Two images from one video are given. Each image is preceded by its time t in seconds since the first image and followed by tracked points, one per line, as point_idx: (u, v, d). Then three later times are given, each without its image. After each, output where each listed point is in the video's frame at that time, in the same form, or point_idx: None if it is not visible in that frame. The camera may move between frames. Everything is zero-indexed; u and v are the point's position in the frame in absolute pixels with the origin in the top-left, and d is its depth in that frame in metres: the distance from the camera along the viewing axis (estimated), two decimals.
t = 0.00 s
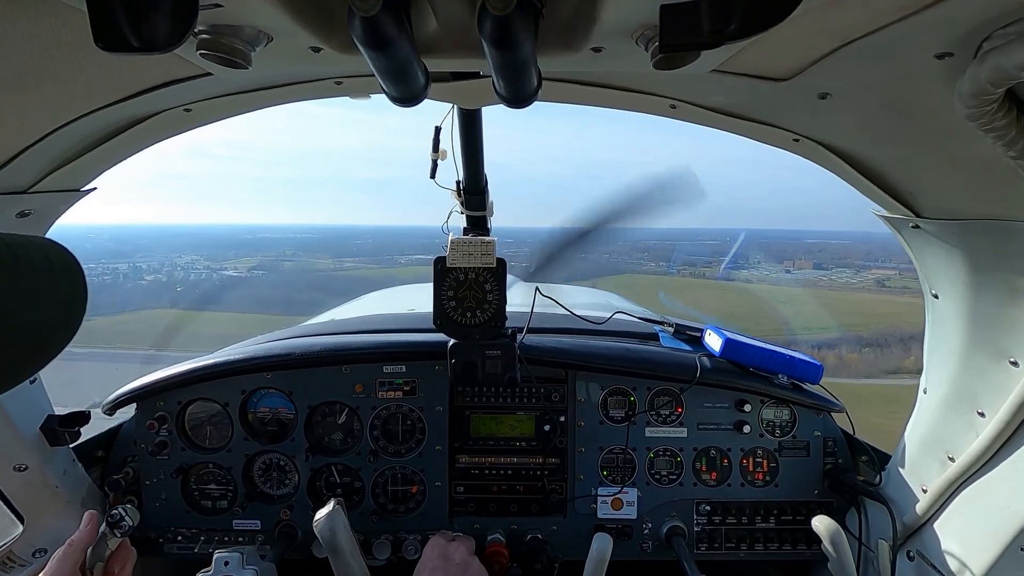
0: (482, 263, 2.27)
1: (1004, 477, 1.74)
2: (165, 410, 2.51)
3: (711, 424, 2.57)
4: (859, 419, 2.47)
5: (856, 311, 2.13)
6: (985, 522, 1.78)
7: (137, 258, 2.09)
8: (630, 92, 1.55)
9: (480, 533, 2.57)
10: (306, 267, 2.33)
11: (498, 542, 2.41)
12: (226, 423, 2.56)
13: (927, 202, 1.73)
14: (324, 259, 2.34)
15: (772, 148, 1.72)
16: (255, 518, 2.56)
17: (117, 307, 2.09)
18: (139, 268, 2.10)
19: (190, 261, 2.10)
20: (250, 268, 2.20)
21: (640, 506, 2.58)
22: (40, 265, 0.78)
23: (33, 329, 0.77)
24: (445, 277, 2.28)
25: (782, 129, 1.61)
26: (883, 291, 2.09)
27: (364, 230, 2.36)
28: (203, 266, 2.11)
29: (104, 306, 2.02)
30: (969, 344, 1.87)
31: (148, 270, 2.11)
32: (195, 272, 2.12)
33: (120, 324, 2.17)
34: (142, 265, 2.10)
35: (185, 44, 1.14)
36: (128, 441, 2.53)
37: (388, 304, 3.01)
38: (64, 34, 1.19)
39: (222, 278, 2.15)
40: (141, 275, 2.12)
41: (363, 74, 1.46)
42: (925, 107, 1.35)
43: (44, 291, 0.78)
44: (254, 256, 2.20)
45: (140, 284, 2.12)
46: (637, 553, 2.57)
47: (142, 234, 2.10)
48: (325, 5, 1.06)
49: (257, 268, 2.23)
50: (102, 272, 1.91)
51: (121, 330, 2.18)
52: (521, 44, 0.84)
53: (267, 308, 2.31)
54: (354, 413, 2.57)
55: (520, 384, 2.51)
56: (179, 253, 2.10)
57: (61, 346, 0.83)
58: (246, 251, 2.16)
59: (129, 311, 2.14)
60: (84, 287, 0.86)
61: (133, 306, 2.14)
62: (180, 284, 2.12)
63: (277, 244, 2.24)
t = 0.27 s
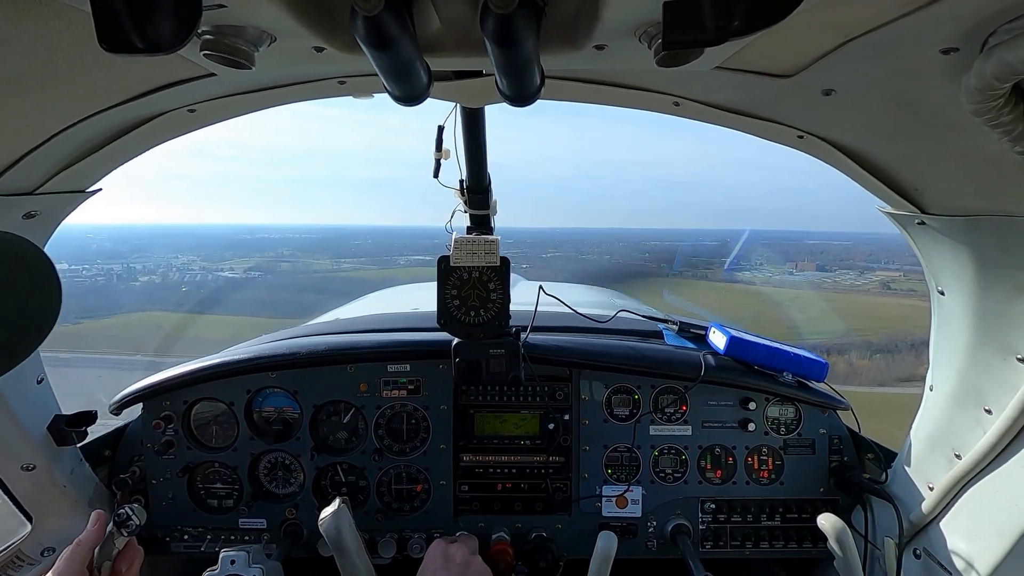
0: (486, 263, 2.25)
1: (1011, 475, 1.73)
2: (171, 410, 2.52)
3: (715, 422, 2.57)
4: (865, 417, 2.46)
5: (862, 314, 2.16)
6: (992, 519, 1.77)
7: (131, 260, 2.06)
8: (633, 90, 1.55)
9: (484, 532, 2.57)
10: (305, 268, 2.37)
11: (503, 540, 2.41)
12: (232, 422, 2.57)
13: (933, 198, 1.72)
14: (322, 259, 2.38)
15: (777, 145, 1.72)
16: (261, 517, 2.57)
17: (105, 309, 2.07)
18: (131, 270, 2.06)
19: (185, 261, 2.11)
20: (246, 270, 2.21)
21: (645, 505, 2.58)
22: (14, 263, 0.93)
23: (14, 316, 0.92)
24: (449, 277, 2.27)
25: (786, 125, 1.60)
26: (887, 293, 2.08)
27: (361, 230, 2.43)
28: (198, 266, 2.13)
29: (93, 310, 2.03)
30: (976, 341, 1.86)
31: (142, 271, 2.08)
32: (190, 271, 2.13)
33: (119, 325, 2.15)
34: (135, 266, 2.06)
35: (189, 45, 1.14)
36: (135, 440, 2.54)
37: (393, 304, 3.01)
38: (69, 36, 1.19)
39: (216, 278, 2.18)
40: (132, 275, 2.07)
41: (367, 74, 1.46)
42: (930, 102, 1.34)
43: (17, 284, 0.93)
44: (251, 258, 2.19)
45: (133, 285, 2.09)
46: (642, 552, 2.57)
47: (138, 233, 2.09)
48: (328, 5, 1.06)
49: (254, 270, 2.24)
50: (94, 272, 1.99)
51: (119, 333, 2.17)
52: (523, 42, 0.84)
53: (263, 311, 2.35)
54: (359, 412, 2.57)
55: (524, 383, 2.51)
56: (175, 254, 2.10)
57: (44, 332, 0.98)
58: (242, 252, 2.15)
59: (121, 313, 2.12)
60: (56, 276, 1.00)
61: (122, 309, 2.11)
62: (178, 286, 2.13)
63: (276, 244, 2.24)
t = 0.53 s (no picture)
0: (490, 261, 2.25)
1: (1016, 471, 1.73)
2: (177, 410, 2.53)
3: (720, 420, 2.56)
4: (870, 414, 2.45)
5: (870, 319, 2.12)
6: (998, 516, 1.76)
7: (126, 261, 2.07)
8: (636, 87, 1.54)
9: (489, 530, 2.58)
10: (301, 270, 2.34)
11: (507, 538, 2.41)
12: (237, 422, 2.58)
13: (938, 194, 1.71)
14: (321, 258, 2.34)
15: (780, 141, 1.71)
16: (266, 516, 2.58)
17: (93, 312, 2.09)
18: (127, 271, 2.08)
19: (181, 262, 2.11)
20: (244, 270, 2.21)
21: (649, 502, 2.58)
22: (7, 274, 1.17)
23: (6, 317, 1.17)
24: (453, 274, 2.28)
25: (790, 122, 1.60)
26: (893, 296, 2.05)
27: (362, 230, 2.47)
28: (195, 267, 2.12)
29: (85, 312, 2.09)
30: (982, 337, 1.85)
31: (137, 272, 2.09)
32: (183, 272, 2.12)
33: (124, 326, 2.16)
34: (130, 268, 2.08)
35: (191, 46, 1.14)
36: (140, 441, 2.55)
37: (397, 303, 3.02)
38: (71, 39, 1.20)
39: (210, 281, 2.17)
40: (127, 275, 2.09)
41: (369, 73, 1.46)
42: (935, 98, 1.34)
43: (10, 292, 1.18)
44: (247, 258, 2.20)
45: (128, 286, 2.11)
46: (647, 549, 2.57)
47: (137, 233, 2.08)
48: (330, 5, 1.06)
49: (251, 270, 2.24)
50: (90, 272, 2.05)
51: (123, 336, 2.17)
52: (525, 40, 0.83)
53: (264, 312, 2.34)
54: (363, 411, 2.58)
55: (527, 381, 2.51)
56: (172, 254, 2.11)
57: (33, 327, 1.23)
58: (239, 252, 2.15)
59: (109, 317, 2.13)
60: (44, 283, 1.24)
61: (112, 312, 2.12)
62: (179, 287, 2.14)
63: (267, 246, 2.23)
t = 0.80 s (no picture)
0: (490, 260, 2.26)
1: (1019, 466, 1.73)
2: (178, 412, 2.53)
3: (721, 417, 2.56)
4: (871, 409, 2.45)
5: (876, 323, 2.14)
6: (1001, 510, 1.76)
7: (123, 261, 2.04)
8: (634, 85, 1.54)
9: (491, 529, 2.58)
10: (299, 271, 2.34)
11: (510, 538, 2.41)
12: (239, 424, 2.58)
13: (937, 189, 1.71)
14: (321, 260, 2.34)
15: (779, 138, 1.71)
16: (269, 518, 2.58)
17: (87, 314, 2.07)
18: (123, 272, 2.04)
19: (181, 262, 2.09)
20: (241, 271, 2.19)
21: (651, 500, 2.58)
22: None
23: None
24: (453, 274, 2.27)
25: (788, 118, 1.59)
26: (901, 298, 2.07)
27: (364, 230, 2.43)
28: (192, 268, 2.10)
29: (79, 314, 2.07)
30: (983, 331, 1.85)
31: (132, 273, 2.06)
32: (183, 274, 2.10)
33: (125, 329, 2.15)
34: (125, 268, 2.04)
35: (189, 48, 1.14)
36: (142, 444, 2.55)
37: (397, 303, 3.02)
38: (69, 42, 1.20)
39: (207, 282, 2.16)
40: (124, 276, 2.05)
41: (367, 74, 1.46)
42: (934, 93, 1.34)
43: None
44: (246, 258, 2.18)
45: (122, 287, 2.06)
46: (650, 547, 2.57)
47: (137, 233, 2.05)
48: (328, 6, 1.06)
49: (248, 270, 2.22)
50: (86, 273, 2.05)
51: (124, 340, 2.17)
52: (523, 39, 0.83)
53: (265, 313, 2.34)
54: (365, 412, 2.58)
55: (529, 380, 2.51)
56: (170, 255, 2.08)
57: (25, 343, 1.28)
58: (239, 253, 2.15)
59: (102, 321, 2.09)
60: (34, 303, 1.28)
61: (110, 315, 2.09)
62: (179, 289, 2.14)
63: (274, 244, 2.21)
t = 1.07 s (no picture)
0: (486, 262, 2.24)
1: (1015, 463, 1.74)
2: (174, 416, 2.52)
3: (719, 417, 2.57)
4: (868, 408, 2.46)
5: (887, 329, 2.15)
6: (997, 507, 1.77)
7: (121, 261, 2.05)
8: (630, 86, 1.55)
9: (490, 531, 2.57)
10: (298, 271, 2.35)
11: (508, 539, 2.41)
12: (235, 427, 2.57)
13: (931, 188, 1.72)
14: (317, 263, 2.36)
15: (774, 139, 1.72)
16: (266, 522, 2.57)
17: (80, 316, 2.08)
18: (120, 274, 2.06)
19: (175, 264, 2.10)
20: (239, 272, 2.18)
21: (649, 501, 2.58)
22: None
23: None
24: (449, 277, 2.27)
25: (783, 119, 1.60)
26: (909, 301, 2.11)
27: (364, 230, 2.35)
28: (190, 269, 2.12)
29: (73, 316, 2.08)
30: (978, 330, 1.86)
31: (129, 273, 2.07)
32: (178, 275, 2.12)
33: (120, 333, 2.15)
34: (123, 269, 2.06)
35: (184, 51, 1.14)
36: (138, 448, 2.55)
37: (394, 306, 3.01)
38: (63, 45, 1.19)
39: (210, 282, 2.17)
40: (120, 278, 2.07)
41: (362, 76, 1.46)
42: (927, 92, 1.34)
43: None
44: (243, 259, 2.17)
45: (117, 288, 2.08)
46: (648, 548, 2.57)
47: (137, 233, 2.07)
48: (322, 9, 1.06)
49: (246, 271, 2.21)
50: (82, 274, 2.04)
51: (115, 342, 2.20)
52: (518, 41, 0.84)
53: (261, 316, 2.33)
54: (362, 415, 2.57)
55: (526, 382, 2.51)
56: (167, 255, 2.10)
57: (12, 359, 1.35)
58: (238, 253, 2.15)
59: (93, 323, 2.11)
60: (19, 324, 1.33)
61: (101, 317, 2.10)
62: (174, 292, 2.13)
63: (272, 245, 2.22)
